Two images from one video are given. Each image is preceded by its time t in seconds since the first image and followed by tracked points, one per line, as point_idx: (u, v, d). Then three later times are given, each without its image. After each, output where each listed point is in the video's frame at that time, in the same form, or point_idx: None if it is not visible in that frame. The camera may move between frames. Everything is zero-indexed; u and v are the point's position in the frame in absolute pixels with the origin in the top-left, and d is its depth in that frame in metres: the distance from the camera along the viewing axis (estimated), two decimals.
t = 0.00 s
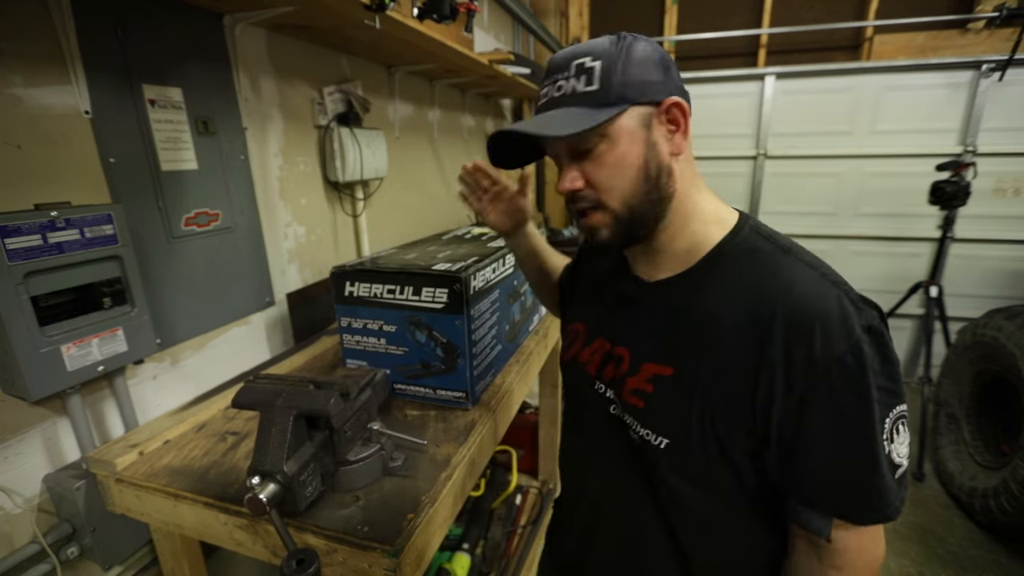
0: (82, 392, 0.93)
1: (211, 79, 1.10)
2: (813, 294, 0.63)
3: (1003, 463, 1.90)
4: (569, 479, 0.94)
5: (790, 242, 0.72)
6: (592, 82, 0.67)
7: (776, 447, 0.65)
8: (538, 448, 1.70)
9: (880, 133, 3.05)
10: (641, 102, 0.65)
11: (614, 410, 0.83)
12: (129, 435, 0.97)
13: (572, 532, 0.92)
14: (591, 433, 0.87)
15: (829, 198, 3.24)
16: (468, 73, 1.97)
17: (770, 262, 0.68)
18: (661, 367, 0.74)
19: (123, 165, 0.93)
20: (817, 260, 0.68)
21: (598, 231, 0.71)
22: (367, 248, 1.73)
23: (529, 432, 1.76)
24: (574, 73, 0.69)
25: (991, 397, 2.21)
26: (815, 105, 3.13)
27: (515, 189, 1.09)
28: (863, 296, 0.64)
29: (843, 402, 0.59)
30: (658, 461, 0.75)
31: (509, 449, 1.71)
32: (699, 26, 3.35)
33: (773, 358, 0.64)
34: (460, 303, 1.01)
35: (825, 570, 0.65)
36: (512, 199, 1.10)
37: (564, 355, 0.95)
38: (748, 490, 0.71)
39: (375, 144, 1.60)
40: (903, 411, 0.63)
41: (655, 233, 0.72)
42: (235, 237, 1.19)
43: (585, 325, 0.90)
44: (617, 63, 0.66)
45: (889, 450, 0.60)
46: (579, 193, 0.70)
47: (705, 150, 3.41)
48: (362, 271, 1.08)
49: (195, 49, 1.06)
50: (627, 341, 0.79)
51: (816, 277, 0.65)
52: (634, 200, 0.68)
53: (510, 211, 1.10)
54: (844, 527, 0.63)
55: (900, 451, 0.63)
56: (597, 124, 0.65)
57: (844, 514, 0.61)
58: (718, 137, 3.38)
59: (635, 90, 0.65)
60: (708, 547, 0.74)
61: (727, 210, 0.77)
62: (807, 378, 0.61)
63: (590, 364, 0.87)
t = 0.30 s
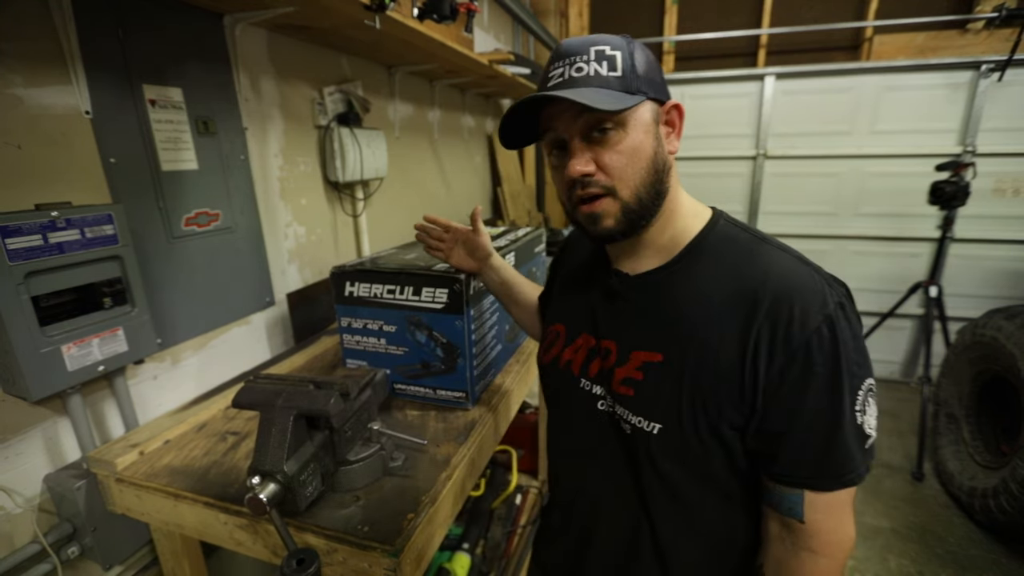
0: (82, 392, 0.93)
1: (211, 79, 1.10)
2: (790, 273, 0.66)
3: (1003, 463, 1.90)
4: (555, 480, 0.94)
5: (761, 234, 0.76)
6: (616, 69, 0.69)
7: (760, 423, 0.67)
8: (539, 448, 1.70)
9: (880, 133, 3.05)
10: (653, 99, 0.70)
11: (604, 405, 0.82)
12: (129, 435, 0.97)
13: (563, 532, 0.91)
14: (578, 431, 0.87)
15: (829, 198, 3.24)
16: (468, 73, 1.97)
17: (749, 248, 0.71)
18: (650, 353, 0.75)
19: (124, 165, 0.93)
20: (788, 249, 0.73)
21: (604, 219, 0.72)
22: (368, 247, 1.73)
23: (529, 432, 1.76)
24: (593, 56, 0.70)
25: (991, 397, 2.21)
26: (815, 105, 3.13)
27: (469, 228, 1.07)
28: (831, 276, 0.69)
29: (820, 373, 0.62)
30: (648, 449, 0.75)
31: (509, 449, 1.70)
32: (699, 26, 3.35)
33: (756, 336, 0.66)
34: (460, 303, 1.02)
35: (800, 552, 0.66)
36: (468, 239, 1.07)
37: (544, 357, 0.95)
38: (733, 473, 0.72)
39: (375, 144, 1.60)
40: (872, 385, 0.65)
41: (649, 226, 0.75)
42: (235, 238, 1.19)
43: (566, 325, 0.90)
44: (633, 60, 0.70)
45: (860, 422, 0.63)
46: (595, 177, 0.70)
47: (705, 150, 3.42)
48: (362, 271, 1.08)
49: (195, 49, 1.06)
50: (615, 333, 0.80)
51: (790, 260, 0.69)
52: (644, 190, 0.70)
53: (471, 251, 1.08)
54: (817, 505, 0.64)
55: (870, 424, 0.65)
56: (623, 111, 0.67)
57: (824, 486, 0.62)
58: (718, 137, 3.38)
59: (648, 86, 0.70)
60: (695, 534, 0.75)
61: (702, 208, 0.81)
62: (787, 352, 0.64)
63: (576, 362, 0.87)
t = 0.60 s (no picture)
0: (82, 392, 0.93)
1: (211, 79, 1.10)
2: (754, 270, 0.66)
3: (1003, 463, 1.90)
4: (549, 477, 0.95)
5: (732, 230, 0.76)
6: (572, 85, 0.69)
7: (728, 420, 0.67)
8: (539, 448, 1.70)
9: (880, 133, 3.05)
10: (609, 108, 0.71)
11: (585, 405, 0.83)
12: (129, 435, 0.97)
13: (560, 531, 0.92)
14: (563, 431, 0.88)
15: (829, 198, 3.24)
16: (468, 73, 1.97)
17: (717, 245, 0.71)
18: (624, 352, 0.75)
19: (124, 165, 0.93)
20: (758, 244, 0.72)
21: (578, 229, 0.72)
22: (368, 247, 1.73)
23: (529, 432, 1.76)
24: (548, 74, 0.70)
25: (991, 397, 2.21)
26: (815, 105, 3.13)
27: (472, 230, 1.05)
28: (799, 269, 0.67)
29: (783, 368, 0.62)
30: (625, 445, 0.76)
31: (509, 449, 1.69)
32: (699, 26, 3.35)
33: (721, 333, 0.66)
34: (459, 303, 1.02)
35: (780, 544, 0.67)
36: (471, 241, 1.06)
37: (530, 361, 0.95)
38: (709, 469, 0.72)
39: (375, 144, 1.60)
40: (841, 377, 0.65)
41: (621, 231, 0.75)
42: (235, 238, 1.19)
43: (549, 327, 0.90)
44: (587, 74, 0.71)
45: (828, 414, 0.62)
46: (565, 190, 0.70)
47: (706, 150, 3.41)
48: (362, 271, 1.08)
49: (195, 49, 1.06)
50: (592, 334, 0.81)
51: (755, 256, 0.68)
52: (613, 197, 0.71)
53: (474, 252, 1.07)
54: (789, 498, 0.64)
55: (840, 415, 0.65)
56: (584, 124, 0.67)
57: (792, 478, 0.62)
58: (718, 137, 3.38)
59: (605, 98, 0.70)
60: (679, 529, 0.75)
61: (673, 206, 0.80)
62: (751, 349, 0.64)
63: (557, 364, 0.88)
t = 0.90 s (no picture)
0: (82, 392, 0.93)
1: (211, 79, 1.10)
2: (747, 271, 0.66)
3: (1003, 463, 1.90)
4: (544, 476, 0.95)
5: (728, 231, 0.76)
6: (569, 87, 0.69)
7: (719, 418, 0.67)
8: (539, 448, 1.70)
9: (879, 133, 3.05)
10: (606, 108, 0.70)
11: (577, 399, 0.83)
12: (129, 435, 0.97)
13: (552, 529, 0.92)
14: (556, 427, 0.88)
15: (829, 198, 3.24)
16: (468, 73, 1.97)
17: (710, 246, 0.71)
18: (618, 349, 0.75)
19: (124, 165, 0.93)
20: (751, 246, 0.72)
21: (575, 229, 0.72)
22: (367, 248, 1.73)
23: (529, 432, 1.76)
24: (546, 76, 0.70)
25: (991, 397, 2.21)
26: (815, 105, 3.13)
27: (473, 230, 1.05)
28: (792, 272, 0.68)
29: (775, 369, 0.62)
30: (616, 441, 0.76)
31: (509, 449, 1.69)
32: (699, 26, 3.35)
33: (713, 332, 0.66)
34: (459, 303, 1.02)
35: (779, 539, 0.68)
36: (471, 241, 1.06)
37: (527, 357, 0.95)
38: (701, 467, 0.73)
39: (375, 144, 1.60)
40: (833, 378, 0.66)
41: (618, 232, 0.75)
42: (235, 238, 1.19)
43: (547, 323, 0.90)
44: (584, 75, 0.70)
45: (818, 414, 0.63)
46: (563, 191, 0.70)
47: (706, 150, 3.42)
48: (362, 271, 1.08)
49: (195, 49, 1.06)
50: (586, 330, 0.81)
51: (749, 258, 0.69)
52: (610, 197, 0.70)
53: (474, 252, 1.07)
54: (786, 495, 0.65)
55: (830, 415, 0.66)
56: (580, 126, 0.67)
57: (783, 476, 0.63)
58: (718, 137, 3.38)
59: (602, 99, 0.70)
60: (669, 526, 0.75)
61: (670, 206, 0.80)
62: (743, 349, 0.64)
63: (553, 359, 0.87)
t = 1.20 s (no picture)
0: (82, 392, 0.93)
1: (211, 79, 1.10)
2: (752, 277, 0.66)
3: (1003, 463, 1.90)
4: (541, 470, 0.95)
5: (736, 236, 0.75)
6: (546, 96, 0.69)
7: (714, 422, 0.67)
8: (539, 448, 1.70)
9: (879, 133, 3.05)
10: (582, 119, 0.67)
11: (575, 392, 0.83)
12: (129, 435, 0.97)
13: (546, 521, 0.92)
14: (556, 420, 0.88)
15: (829, 198, 3.24)
16: (468, 73, 1.97)
17: (715, 249, 0.70)
18: (618, 347, 0.75)
19: (124, 165, 0.93)
20: (759, 252, 0.71)
21: (544, 224, 0.78)
22: (367, 247, 1.73)
23: (529, 432, 1.76)
24: (535, 81, 0.72)
25: (991, 397, 2.21)
26: (815, 105, 3.13)
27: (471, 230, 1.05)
28: (797, 282, 0.67)
29: (772, 376, 0.62)
30: (612, 437, 0.76)
31: (509, 449, 1.69)
32: (699, 26, 3.34)
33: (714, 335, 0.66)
34: (459, 303, 1.02)
35: (763, 540, 0.68)
36: (470, 241, 1.05)
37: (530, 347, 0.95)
38: (694, 468, 0.73)
39: (375, 144, 1.60)
40: (829, 389, 0.66)
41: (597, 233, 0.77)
42: (235, 238, 1.19)
43: (551, 315, 0.90)
44: (567, 82, 0.67)
45: (813, 423, 0.63)
46: (531, 192, 0.75)
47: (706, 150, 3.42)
48: (362, 271, 1.08)
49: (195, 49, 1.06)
50: (589, 325, 0.80)
51: (755, 264, 0.68)
52: (573, 206, 0.72)
53: (474, 253, 1.06)
54: (775, 499, 0.65)
55: (825, 424, 0.66)
56: (542, 139, 0.68)
57: (773, 482, 0.64)
58: (718, 137, 3.38)
59: (579, 109, 0.67)
60: (659, 524, 0.76)
61: (680, 206, 0.79)
62: (742, 355, 0.64)
63: (554, 352, 0.87)
